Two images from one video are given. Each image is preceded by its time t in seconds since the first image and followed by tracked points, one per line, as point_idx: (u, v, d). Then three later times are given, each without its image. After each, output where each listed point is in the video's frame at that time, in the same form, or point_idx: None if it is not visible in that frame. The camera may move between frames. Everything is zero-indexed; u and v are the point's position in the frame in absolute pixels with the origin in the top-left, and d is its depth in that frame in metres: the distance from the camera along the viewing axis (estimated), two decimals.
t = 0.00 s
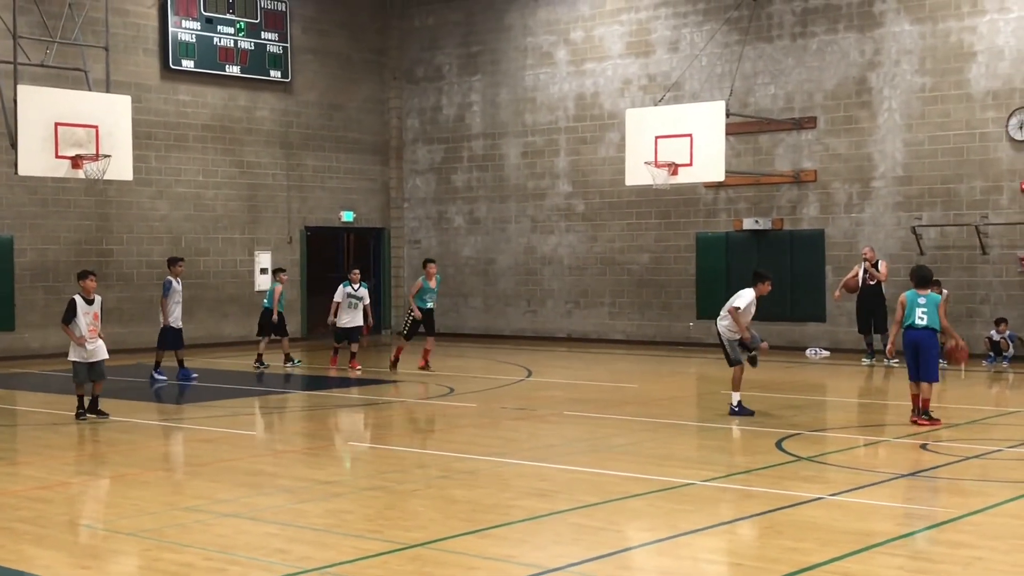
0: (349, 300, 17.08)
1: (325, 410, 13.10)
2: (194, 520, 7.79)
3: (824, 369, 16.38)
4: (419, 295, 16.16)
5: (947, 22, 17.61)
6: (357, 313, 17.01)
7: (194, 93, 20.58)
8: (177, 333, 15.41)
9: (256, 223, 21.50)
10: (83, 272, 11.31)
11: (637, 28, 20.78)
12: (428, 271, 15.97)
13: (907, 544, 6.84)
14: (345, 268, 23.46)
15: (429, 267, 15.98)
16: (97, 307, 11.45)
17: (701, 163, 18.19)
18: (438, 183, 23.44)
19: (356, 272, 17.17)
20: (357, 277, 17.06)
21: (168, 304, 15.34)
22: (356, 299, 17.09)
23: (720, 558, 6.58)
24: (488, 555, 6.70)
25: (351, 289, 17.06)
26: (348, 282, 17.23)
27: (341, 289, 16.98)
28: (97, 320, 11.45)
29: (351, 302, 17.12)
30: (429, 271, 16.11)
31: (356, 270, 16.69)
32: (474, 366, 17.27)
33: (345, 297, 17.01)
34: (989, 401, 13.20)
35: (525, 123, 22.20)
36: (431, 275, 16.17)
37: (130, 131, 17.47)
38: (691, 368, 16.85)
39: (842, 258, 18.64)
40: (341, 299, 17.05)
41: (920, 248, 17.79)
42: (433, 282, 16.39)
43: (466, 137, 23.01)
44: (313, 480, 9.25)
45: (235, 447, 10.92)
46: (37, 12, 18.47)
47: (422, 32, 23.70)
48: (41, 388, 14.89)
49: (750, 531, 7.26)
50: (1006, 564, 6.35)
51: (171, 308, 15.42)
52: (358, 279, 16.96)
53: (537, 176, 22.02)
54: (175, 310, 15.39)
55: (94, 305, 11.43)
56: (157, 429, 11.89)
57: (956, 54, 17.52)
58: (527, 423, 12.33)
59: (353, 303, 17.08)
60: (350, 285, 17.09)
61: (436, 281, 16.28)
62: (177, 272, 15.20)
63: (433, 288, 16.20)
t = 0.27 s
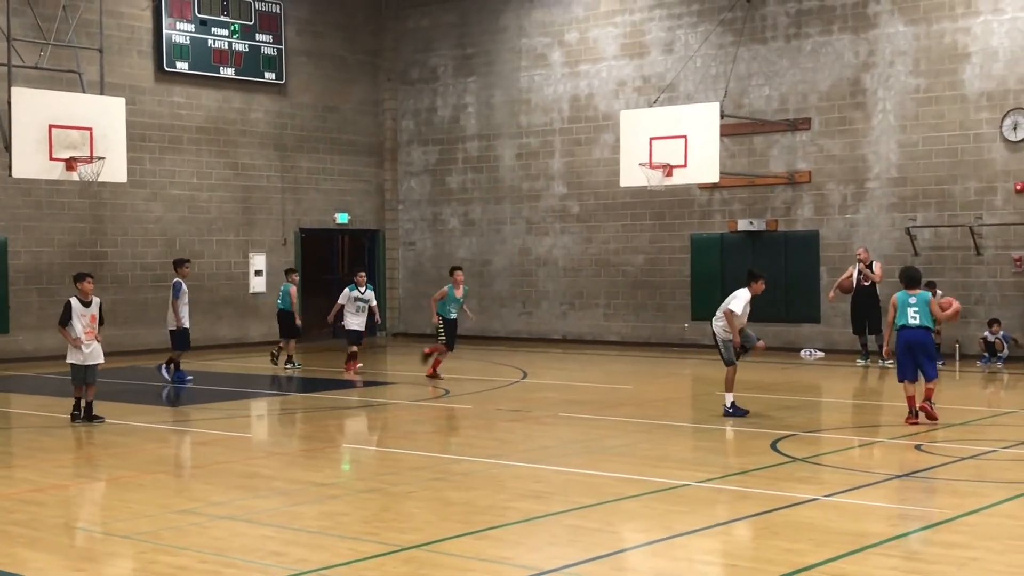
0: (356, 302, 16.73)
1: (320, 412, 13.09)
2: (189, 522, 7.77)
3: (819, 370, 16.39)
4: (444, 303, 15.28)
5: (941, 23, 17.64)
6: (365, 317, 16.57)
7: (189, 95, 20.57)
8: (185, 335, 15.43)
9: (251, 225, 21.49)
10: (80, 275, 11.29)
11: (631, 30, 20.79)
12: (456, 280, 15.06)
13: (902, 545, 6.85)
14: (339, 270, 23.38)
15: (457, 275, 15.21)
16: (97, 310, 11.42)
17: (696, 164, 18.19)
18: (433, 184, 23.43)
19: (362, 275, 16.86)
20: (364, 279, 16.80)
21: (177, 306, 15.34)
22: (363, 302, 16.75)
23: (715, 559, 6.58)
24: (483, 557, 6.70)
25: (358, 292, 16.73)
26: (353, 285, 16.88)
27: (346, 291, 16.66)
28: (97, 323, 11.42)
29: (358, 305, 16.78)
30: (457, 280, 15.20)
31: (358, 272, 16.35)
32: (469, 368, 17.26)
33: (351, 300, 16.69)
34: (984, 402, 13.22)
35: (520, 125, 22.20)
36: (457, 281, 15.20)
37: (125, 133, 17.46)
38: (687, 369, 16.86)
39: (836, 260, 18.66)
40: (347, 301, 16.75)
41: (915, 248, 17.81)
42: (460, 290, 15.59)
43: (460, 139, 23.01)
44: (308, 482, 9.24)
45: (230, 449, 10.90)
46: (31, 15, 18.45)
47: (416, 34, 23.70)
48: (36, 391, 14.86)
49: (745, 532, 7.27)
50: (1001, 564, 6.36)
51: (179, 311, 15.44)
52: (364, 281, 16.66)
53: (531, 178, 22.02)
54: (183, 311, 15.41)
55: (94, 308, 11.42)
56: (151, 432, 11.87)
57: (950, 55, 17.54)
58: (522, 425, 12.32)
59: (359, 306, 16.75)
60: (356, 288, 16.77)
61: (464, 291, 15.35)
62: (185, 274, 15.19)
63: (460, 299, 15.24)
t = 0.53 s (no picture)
0: (364, 304, 16.04)
1: (315, 414, 13.08)
2: (184, 525, 7.77)
3: (813, 372, 16.41)
4: (477, 304, 14.86)
5: (935, 25, 17.67)
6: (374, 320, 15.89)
7: (183, 97, 20.55)
8: (200, 336, 15.76)
9: (245, 227, 21.47)
10: (76, 277, 11.27)
11: (625, 32, 20.81)
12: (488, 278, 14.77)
13: (896, 546, 6.86)
14: (334, 272, 23.19)
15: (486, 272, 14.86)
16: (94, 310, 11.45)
17: (691, 166, 18.19)
18: (427, 186, 23.43)
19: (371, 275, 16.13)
20: (372, 279, 16.00)
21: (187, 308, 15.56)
22: (371, 303, 16.07)
23: (710, 561, 6.59)
24: (479, 559, 6.70)
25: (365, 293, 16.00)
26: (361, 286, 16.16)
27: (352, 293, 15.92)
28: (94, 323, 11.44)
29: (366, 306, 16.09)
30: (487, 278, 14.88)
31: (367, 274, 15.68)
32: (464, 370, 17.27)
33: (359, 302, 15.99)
34: (977, 403, 13.24)
35: (514, 127, 22.21)
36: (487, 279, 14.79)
37: (119, 136, 17.44)
38: (681, 371, 16.88)
39: (830, 261, 18.69)
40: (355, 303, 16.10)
41: (908, 250, 17.84)
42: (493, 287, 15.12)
43: (455, 141, 23.01)
44: (303, 484, 9.23)
45: (225, 451, 10.89)
46: (25, 17, 18.42)
47: (410, 36, 23.70)
48: (30, 393, 14.84)
49: (739, 533, 7.28)
50: (995, 565, 6.37)
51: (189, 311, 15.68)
52: (371, 283, 15.88)
53: (526, 179, 22.03)
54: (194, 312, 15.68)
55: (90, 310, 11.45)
56: (146, 434, 11.85)
57: (944, 56, 17.58)
58: (517, 427, 12.33)
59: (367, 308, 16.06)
60: (364, 288, 16.05)
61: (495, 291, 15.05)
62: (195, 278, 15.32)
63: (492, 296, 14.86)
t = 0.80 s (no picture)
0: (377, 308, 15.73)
1: (309, 416, 13.07)
2: (177, 527, 7.76)
3: (806, 373, 16.43)
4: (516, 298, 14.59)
5: (928, 27, 17.70)
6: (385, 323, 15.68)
7: (176, 99, 20.53)
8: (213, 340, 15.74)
9: (239, 229, 21.46)
10: (68, 279, 11.25)
11: (619, 34, 20.83)
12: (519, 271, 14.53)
13: (890, 547, 6.87)
14: (327, 272, 23.33)
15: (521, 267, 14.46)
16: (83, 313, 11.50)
17: (685, 168, 18.20)
18: (421, 188, 23.43)
19: (384, 279, 15.81)
20: (386, 283, 15.72)
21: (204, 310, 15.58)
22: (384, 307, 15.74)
23: (704, 562, 6.59)
24: (472, 561, 6.70)
25: (380, 297, 15.68)
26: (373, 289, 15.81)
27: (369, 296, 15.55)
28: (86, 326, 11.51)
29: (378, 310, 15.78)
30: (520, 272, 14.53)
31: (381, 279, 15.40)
32: (458, 372, 17.27)
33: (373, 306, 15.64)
34: (971, 405, 13.26)
35: (508, 129, 22.21)
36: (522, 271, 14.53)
37: (112, 138, 17.42)
38: (676, 372, 16.88)
39: (824, 263, 18.71)
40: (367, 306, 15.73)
41: (902, 252, 17.88)
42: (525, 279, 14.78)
43: (449, 143, 23.01)
44: (297, 486, 9.22)
45: (219, 454, 10.87)
46: (18, 19, 18.39)
47: (404, 38, 23.70)
48: (23, 396, 14.82)
49: (733, 535, 7.28)
50: (988, 566, 6.38)
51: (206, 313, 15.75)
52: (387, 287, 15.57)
53: (520, 181, 22.03)
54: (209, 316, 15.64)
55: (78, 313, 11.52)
56: (139, 436, 11.84)
57: (937, 59, 17.61)
58: (511, 429, 12.33)
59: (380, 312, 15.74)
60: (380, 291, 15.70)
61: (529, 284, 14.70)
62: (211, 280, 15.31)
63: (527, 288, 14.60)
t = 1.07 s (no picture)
0: (391, 308, 15.47)
1: (302, 419, 13.05)
2: (169, 530, 7.74)
3: (799, 376, 16.45)
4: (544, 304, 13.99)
5: (921, 30, 17.75)
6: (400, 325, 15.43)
7: (170, 101, 20.51)
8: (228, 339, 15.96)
9: (232, 232, 21.43)
10: (56, 282, 11.24)
11: (613, 36, 20.85)
12: (547, 276, 13.83)
13: (883, 550, 6.88)
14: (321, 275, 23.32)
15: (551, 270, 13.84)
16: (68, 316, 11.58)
17: (678, 170, 18.22)
18: (415, 191, 23.43)
19: (401, 279, 15.60)
20: (401, 284, 15.52)
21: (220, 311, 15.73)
22: (398, 308, 15.48)
23: (697, 565, 6.59)
24: (465, 563, 6.70)
25: (394, 298, 15.47)
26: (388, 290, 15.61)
27: (381, 295, 15.35)
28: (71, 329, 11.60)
29: (393, 311, 15.56)
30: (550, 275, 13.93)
31: (394, 278, 15.21)
32: (452, 374, 17.26)
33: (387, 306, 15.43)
34: (963, 408, 13.28)
35: (502, 131, 22.22)
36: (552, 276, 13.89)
37: (105, 140, 17.40)
38: (669, 375, 16.89)
39: (817, 265, 18.73)
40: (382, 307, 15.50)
41: (895, 254, 17.91)
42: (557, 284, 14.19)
43: (443, 145, 23.01)
44: (290, 489, 9.21)
45: (212, 456, 10.86)
46: (11, 20, 18.35)
47: (398, 40, 23.70)
48: (15, 398, 14.78)
49: (726, 537, 7.29)
50: (981, 569, 6.39)
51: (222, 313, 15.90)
52: (401, 287, 15.40)
53: (514, 184, 22.04)
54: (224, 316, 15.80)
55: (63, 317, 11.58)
56: (132, 439, 11.81)
57: (930, 62, 17.65)
58: (505, 431, 12.32)
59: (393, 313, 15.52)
60: (393, 292, 15.48)
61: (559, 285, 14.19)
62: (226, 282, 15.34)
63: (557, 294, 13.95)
